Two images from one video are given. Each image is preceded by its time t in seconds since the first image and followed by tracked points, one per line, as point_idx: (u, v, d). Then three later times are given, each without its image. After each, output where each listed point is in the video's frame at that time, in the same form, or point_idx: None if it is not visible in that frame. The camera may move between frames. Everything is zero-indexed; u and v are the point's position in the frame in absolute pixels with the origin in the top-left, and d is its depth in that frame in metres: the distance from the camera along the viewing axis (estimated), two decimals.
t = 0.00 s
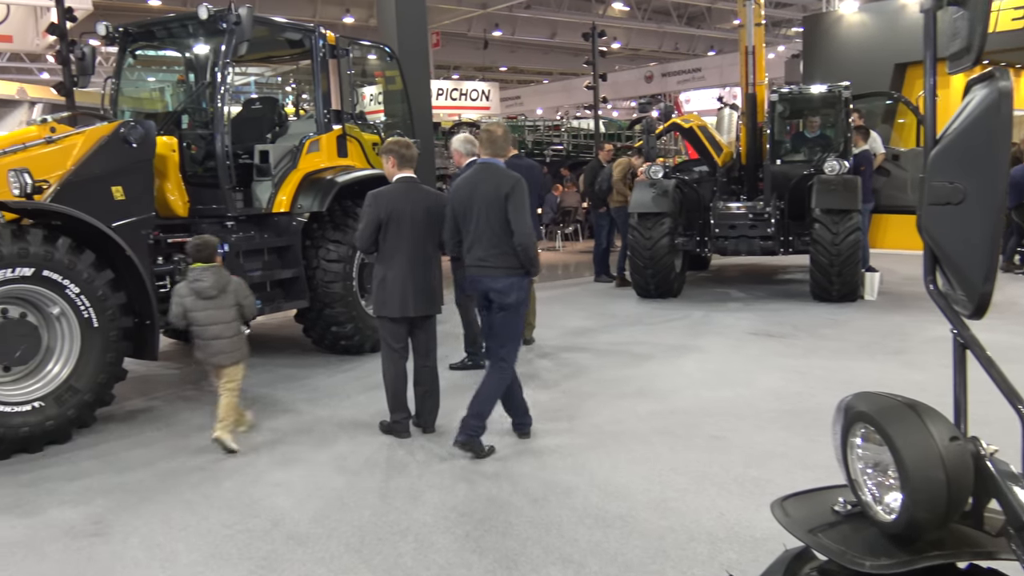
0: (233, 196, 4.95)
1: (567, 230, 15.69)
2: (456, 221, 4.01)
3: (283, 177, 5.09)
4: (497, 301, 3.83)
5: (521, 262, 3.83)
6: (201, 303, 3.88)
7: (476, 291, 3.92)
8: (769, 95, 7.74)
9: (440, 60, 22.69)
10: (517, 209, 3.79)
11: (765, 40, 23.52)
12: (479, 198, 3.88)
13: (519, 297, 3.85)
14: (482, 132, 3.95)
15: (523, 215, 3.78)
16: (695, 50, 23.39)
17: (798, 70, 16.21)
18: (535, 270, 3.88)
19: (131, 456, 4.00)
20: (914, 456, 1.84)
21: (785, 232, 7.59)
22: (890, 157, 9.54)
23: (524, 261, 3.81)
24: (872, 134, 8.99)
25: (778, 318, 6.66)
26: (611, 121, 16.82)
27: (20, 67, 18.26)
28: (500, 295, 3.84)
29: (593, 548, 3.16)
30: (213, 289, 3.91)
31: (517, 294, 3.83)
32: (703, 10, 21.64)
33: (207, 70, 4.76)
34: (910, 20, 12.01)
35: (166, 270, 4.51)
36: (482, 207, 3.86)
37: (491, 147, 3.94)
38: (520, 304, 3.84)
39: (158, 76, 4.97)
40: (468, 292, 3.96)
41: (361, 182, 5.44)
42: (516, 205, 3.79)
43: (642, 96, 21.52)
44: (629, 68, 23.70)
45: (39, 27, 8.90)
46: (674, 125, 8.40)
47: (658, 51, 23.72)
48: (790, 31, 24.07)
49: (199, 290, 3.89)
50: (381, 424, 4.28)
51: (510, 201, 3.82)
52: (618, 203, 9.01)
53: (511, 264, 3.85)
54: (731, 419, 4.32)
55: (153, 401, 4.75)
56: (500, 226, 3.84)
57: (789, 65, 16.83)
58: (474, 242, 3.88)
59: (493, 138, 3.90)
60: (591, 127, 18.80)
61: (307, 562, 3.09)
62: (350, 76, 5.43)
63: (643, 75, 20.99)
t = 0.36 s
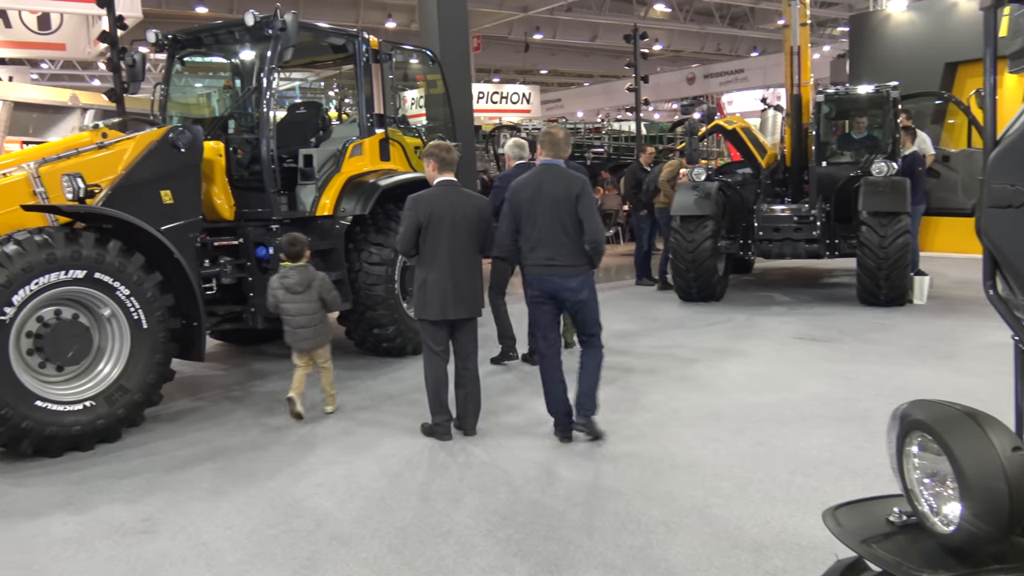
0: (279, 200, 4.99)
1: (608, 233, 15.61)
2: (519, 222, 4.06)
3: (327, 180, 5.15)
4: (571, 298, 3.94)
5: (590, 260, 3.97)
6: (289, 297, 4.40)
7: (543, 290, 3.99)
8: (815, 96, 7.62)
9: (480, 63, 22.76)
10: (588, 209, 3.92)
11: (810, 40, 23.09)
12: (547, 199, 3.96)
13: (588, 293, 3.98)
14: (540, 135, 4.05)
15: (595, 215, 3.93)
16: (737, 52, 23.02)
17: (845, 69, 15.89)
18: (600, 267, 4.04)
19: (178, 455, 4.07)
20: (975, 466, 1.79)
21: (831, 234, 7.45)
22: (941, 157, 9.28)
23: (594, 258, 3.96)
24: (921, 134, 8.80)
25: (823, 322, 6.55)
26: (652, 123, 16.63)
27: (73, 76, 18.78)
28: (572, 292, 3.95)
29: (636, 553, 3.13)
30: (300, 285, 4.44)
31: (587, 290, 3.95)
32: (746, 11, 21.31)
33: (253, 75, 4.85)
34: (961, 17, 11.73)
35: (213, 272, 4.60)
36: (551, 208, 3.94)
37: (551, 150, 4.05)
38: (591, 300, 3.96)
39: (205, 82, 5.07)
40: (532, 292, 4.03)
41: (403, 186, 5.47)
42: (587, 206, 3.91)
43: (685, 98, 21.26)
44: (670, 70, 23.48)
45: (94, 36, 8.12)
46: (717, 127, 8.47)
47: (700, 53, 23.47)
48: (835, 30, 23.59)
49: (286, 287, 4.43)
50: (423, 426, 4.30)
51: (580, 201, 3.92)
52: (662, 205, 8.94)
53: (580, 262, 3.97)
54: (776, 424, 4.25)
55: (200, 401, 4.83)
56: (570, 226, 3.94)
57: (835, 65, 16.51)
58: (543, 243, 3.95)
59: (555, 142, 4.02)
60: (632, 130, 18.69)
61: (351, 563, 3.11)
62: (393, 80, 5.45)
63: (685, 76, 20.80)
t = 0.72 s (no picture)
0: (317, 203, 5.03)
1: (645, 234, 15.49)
2: (578, 220, 4.11)
3: (365, 183, 5.18)
4: (632, 296, 4.08)
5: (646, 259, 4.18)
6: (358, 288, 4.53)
7: (604, 289, 4.07)
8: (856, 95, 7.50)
9: (516, 65, 22.76)
10: (651, 212, 4.14)
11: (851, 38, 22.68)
12: (614, 200, 4.08)
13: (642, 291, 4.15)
14: (597, 137, 4.16)
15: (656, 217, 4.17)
16: (776, 50, 22.70)
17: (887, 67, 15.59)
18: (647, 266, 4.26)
19: (219, 455, 4.12)
20: None
21: (873, 235, 7.34)
22: (987, 156, 9.05)
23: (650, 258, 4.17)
24: (965, 132, 8.62)
25: (866, 324, 6.44)
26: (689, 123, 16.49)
27: (119, 82, 19.20)
28: (632, 290, 4.09)
29: (675, 557, 3.09)
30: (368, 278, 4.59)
31: (643, 289, 4.12)
32: (785, 10, 21.00)
33: (292, 79, 4.91)
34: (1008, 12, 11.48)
35: (254, 275, 4.66)
36: (619, 209, 4.06)
37: (608, 151, 4.17)
38: (646, 298, 4.13)
39: (244, 87, 5.15)
40: (590, 290, 4.08)
41: (440, 188, 5.49)
42: (651, 208, 4.13)
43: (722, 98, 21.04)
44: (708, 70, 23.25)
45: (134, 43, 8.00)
46: (756, 127, 8.31)
47: (738, 53, 23.19)
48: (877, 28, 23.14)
49: (353, 279, 4.55)
50: (460, 428, 4.30)
51: (644, 204, 4.11)
52: (702, 207, 8.86)
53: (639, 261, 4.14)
54: (818, 428, 4.18)
55: (240, 402, 4.89)
56: (633, 227, 4.10)
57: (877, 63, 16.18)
58: (608, 242, 4.05)
59: (616, 145, 4.16)
60: (668, 131, 18.55)
61: (389, 563, 3.12)
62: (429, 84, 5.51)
63: (723, 76, 20.59)
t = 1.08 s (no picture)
0: (352, 204, 5.07)
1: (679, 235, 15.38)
2: (640, 218, 4.29)
3: (400, 185, 5.23)
4: (690, 290, 4.28)
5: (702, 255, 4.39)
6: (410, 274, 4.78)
7: (663, 286, 4.25)
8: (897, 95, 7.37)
9: (551, 66, 22.70)
10: (710, 210, 4.36)
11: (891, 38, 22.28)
12: (676, 199, 4.27)
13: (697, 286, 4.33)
14: (654, 136, 4.40)
15: (713, 215, 4.39)
16: (814, 50, 22.40)
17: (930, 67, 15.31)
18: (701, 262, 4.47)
19: (255, 452, 4.17)
20: None
21: (913, 237, 7.21)
22: None
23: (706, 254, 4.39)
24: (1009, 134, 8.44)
25: (905, 328, 6.33)
26: (725, 124, 16.35)
27: (160, 84, 19.56)
28: (690, 285, 4.29)
29: (711, 562, 3.06)
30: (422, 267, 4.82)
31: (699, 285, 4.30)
32: (824, 9, 20.70)
33: (329, 81, 4.94)
34: None
35: (290, 275, 4.70)
36: (682, 207, 4.27)
37: (665, 149, 4.41)
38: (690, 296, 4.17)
39: (282, 89, 5.21)
40: (651, 285, 4.25)
41: (474, 189, 5.49)
42: (711, 206, 4.36)
43: (759, 98, 20.82)
44: (744, 71, 23.00)
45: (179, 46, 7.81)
46: (794, 128, 8.14)
47: (775, 52, 22.91)
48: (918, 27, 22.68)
49: (411, 266, 4.77)
50: (494, 429, 4.30)
51: (702, 203, 4.34)
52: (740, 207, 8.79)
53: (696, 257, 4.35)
54: (858, 434, 4.11)
55: (276, 400, 4.95)
56: (692, 225, 4.32)
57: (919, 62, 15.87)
58: (670, 239, 4.24)
59: (673, 145, 4.40)
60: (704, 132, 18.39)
61: (422, 562, 3.13)
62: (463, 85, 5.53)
63: (760, 77, 20.37)
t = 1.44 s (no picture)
0: (391, 202, 5.10)
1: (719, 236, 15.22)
2: (691, 216, 4.30)
3: (438, 183, 5.26)
4: (738, 289, 4.28)
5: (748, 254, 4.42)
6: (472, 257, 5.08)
7: (710, 284, 4.28)
8: (946, 93, 7.31)
9: (589, 65, 22.63)
10: (758, 210, 4.40)
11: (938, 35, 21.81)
12: (727, 198, 4.30)
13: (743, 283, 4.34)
14: (704, 136, 4.42)
15: (760, 215, 4.43)
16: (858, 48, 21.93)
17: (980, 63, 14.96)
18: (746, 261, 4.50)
19: (295, 448, 4.21)
20: None
21: (960, 237, 7.05)
22: None
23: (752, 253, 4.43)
24: None
25: (951, 331, 6.19)
26: (766, 122, 16.12)
27: (204, 84, 19.85)
28: (738, 283, 4.29)
29: (751, 565, 3.02)
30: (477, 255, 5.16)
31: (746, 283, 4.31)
32: (868, 5, 20.35)
33: (369, 80, 4.98)
34: None
35: (329, 272, 4.74)
36: (734, 206, 4.30)
37: (715, 149, 4.43)
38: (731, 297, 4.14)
39: (322, 88, 5.26)
40: (700, 282, 4.27)
41: (513, 189, 5.50)
42: (760, 206, 4.40)
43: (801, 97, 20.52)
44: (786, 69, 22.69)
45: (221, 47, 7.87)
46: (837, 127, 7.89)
47: (818, 50, 22.59)
48: (966, 23, 22.15)
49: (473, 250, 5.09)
50: (531, 428, 4.30)
51: (750, 204, 4.38)
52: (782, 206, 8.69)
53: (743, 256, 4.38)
54: (903, 439, 4.03)
55: (315, 396, 5.00)
56: (741, 225, 4.35)
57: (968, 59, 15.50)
58: (720, 236, 4.27)
59: (723, 144, 4.42)
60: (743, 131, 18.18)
61: (460, 560, 3.13)
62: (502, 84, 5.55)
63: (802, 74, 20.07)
